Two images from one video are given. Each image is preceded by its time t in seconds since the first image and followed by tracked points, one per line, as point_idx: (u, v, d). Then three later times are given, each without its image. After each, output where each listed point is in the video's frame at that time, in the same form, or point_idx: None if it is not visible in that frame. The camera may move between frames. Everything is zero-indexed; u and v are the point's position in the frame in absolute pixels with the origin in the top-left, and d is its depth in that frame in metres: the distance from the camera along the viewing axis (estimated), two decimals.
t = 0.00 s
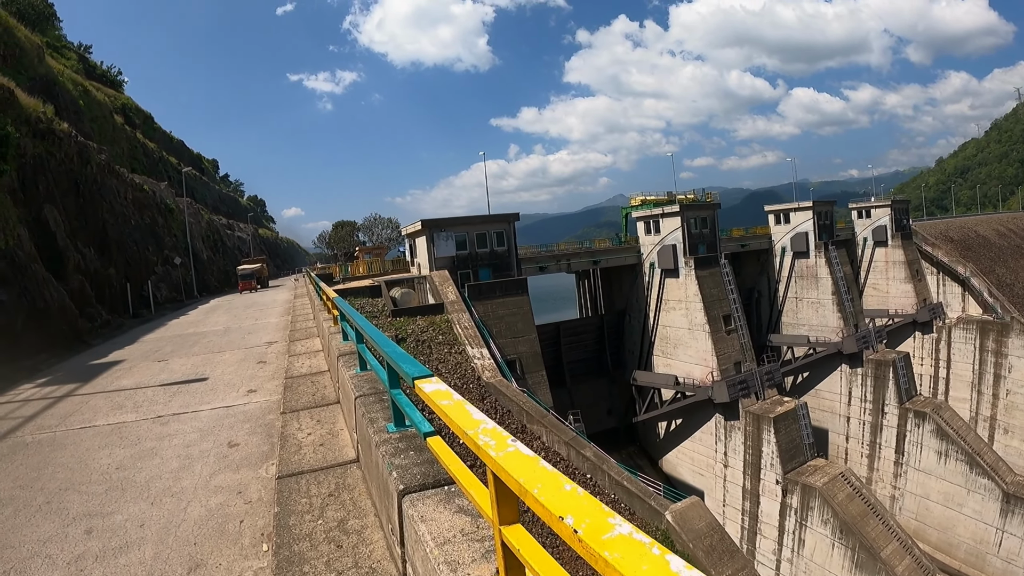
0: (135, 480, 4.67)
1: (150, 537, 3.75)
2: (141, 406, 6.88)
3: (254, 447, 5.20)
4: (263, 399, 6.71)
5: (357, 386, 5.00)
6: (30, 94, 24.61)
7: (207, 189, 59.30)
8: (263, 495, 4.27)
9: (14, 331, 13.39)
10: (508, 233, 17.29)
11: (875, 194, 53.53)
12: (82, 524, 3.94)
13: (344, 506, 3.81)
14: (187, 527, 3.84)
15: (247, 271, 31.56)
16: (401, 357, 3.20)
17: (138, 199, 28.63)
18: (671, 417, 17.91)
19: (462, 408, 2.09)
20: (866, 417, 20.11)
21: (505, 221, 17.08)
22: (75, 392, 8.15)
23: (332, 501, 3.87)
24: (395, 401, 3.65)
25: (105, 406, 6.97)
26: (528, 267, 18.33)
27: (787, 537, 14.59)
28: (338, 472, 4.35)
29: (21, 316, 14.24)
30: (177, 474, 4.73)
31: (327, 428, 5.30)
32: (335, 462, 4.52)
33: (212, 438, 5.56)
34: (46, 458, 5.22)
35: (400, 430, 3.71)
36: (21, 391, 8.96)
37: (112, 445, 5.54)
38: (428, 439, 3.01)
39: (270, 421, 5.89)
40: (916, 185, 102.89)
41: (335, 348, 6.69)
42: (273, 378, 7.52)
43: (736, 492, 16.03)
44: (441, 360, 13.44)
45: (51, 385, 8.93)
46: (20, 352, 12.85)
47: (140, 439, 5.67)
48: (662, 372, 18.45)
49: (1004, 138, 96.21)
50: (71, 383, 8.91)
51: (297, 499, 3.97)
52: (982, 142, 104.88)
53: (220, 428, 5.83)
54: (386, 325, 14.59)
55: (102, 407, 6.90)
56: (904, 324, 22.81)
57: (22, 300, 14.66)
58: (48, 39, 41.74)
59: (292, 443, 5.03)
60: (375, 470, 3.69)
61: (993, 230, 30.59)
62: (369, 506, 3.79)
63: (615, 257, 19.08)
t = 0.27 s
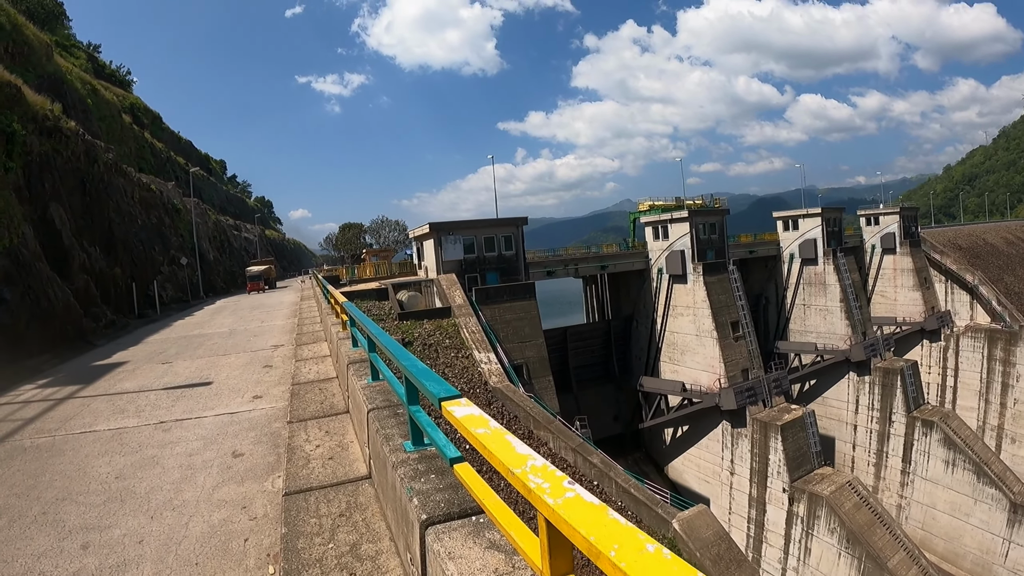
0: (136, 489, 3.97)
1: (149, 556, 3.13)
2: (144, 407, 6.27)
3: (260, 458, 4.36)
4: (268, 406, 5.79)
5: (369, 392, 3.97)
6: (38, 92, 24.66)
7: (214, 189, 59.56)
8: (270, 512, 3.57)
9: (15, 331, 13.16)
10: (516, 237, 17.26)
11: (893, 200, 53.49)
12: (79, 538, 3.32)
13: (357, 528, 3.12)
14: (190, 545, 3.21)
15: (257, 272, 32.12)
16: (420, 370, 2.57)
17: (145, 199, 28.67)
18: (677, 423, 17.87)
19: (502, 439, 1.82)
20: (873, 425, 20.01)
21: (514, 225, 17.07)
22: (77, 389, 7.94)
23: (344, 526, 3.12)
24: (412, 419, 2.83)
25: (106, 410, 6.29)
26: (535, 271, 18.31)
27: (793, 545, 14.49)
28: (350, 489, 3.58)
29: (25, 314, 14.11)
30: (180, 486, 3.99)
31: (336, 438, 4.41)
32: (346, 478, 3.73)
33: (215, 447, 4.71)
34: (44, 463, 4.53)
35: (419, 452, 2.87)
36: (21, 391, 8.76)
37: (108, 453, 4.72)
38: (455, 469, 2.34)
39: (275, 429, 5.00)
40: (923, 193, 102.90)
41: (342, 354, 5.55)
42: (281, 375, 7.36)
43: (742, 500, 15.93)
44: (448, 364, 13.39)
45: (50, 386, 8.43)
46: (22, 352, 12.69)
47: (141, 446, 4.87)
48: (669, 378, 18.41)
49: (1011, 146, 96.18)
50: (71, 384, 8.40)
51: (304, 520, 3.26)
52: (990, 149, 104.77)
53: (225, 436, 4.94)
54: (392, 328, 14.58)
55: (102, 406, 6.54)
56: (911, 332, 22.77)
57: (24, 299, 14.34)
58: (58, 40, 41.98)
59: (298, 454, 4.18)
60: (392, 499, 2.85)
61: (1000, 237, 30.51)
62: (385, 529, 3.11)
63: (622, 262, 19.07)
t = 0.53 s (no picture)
0: (130, 498, 3.74)
1: (143, 570, 2.91)
2: (144, 410, 6.15)
3: (260, 465, 4.15)
4: (273, 410, 5.71)
5: (376, 399, 3.78)
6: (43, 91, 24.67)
7: (218, 190, 59.67)
8: (271, 524, 3.33)
9: (15, 331, 13.08)
10: (521, 239, 17.24)
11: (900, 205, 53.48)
12: (70, 549, 3.11)
13: (364, 546, 2.84)
14: (186, 560, 2.98)
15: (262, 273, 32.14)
16: (435, 377, 2.46)
17: (148, 199, 28.67)
18: (681, 427, 17.84)
19: (538, 459, 1.71)
20: (878, 430, 19.94)
21: (520, 227, 17.04)
22: (76, 391, 7.83)
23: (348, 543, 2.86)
24: (424, 428, 2.66)
25: (104, 413, 6.15)
26: (540, 273, 18.29)
27: (797, 550, 14.39)
28: (356, 501, 3.30)
29: (26, 314, 14.00)
30: (177, 494, 3.77)
31: (341, 444, 4.15)
32: (351, 490, 3.44)
33: (215, 452, 4.51)
34: (39, 468, 4.37)
35: (432, 464, 2.69)
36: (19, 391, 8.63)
37: (105, 457, 4.54)
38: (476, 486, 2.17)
39: (278, 435, 4.83)
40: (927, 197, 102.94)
41: (348, 358, 5.40)
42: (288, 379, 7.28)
43: (747, 504, 15.86)
44: (452, 367, 13.34)
45: (50, 388, 8.31)
46: (22, 352, 12.58)
47: (138, 450, 4.68)
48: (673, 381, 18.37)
49: (1015, 150, 96.19)
50: (70, 386, 8.26)
51: (306, 537, 2.96)
52: (994, 154, 104.81)
53: (225, 441, 4.77)
54: (396, 330, 14.55)
55: (101, 408, 6.41)
56: (916, 336, 22.73)
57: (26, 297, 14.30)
58: (64, 39, 42.08)
59: (300, 463, 3.89)
60: (403, 514, 2.65)
61: (1006, 242, 30.48)
62: (394, 547, 2.83)
63: (628, 264, 19.05)
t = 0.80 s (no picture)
0: (114, 517, 3.62)
1: None
2: (134, 419, 6.06)
3: (251, 482, 4.07)
4: (267, 421, 5.64)
5: (374, 417, 3.72)
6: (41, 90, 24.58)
7: (218, 191, 59.64)
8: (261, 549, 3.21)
9: (8, 332, 12.96)
10: (522, 244, 17.19)
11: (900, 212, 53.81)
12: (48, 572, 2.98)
13: None
14: None
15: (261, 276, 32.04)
16: (440, 405, 2.29)
17: (147, 200, 28.61)
18: (681, 434, 17.80)
19: (571, 520, 1.48)
20: (878, 437, 19.89)
21: (520, 232, 17.01)
22: (69, 397, 7.74)
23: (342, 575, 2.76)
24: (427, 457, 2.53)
25: (93, 420, 6.06)
26: (541, 279, 18.25)
27: (798, 559, 14.30)
28: (352, 529, 3.19)
29: (20, 315, 13.89)
30: (163, 513, 3.66)
31: (337, 463, 4.09)
32: (346, 516, 3.33)
33: (205, 467, 4.45)
34: (24, 480, 4.28)
35: (435, 496, 2.56)
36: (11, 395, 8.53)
37: (91, 470, 4.46)
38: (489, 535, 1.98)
39: (272, 449, 4.75)
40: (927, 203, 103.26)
41: (345, 369, 5.32)
42: (285, 388, 7.19)
43: (746, 512, 15.78)
44: (451, 373, 13.29)
45: (41, 393, 8.19)
46: (15, 354, 12.46)
47: (126, 463, 4.59)
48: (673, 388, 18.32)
49: (1015, 157, 96.49)
50: (61, 391, 8.14)
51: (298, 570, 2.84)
52: (994, 160, 105.11)
53: (216, 455, 4.71)
54: (395, 335, 14.51)
55: (92, 416, 6.31)
56: (917, 343, 22.70)
57: (21, 299, 14.20)
58: (66, 39, 42.07)
59: (293, 483, 3.82)
60: (403, 548, 2.55)
61: (1007, 249, 30.52)
62: None
63: (628, 270, 19.03)
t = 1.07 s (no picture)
0: (96, 534, 3.54)
1: None
2: (122, 427, 5.98)
3: (242, 499, 3.98)
4: (259, 432, 5.56)
5: (371, 435, 3.55)
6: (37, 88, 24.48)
7: (215, 193, 59.53)
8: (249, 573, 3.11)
9: None
10: (519, 249, 17.15)
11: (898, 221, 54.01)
12: None
13: None
14: None
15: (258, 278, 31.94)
16: (451, 435, 2.07)
17: (142, 200, 28.49)
18: (678, 440, 17.74)
19: None
20: (875, 445, 19.88)
21: (517, 237, 16.97)
22: (57, 402, 7.64)
23: None
24: (432, 488, 2.32)
25: (80, 428, 5.96)
26: (538, 284, 18.21)
27: (794, 567, 14.22)
28: (348, 556, 3.06)
29: (11, 317, 13.77)
30: (148, 531, 3.57)
31: (332, 482, 3.97)
32: (341, 541, 3.21)
33: (194, 481, 4.36)
34: (5, 492, 4.20)
35: (440, 531, 2.32)
36: None
37: (75, 481, 4.38)
38: None
39: (263, 462, 4.67)
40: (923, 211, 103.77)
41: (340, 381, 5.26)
42: (277, 396, 7.11)
43: (743, 519, 15.72)
44: (447, 379, 13.21)
45: (27, 397, 8.07)
46: (4, 356, 12.34)
47: (111, 475, 4.50)
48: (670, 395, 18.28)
49: (1011, 165, 97.05)
50: (48, 396, 8.03)
51: None
52: (990, 168, 105.72)
53: (205, 468, 4.63)
54: (391, 339, 14.43)
55: (79, 423, 6.22)
56: (914, 350, 22.72)
57: (12, 300, 14.09)
58: (64, 38, 41.99)
59: (285, 503, 3.71)
60: None
61: (1003, 257, 30.62)
62: None
63: (625, 276, 19.00)
